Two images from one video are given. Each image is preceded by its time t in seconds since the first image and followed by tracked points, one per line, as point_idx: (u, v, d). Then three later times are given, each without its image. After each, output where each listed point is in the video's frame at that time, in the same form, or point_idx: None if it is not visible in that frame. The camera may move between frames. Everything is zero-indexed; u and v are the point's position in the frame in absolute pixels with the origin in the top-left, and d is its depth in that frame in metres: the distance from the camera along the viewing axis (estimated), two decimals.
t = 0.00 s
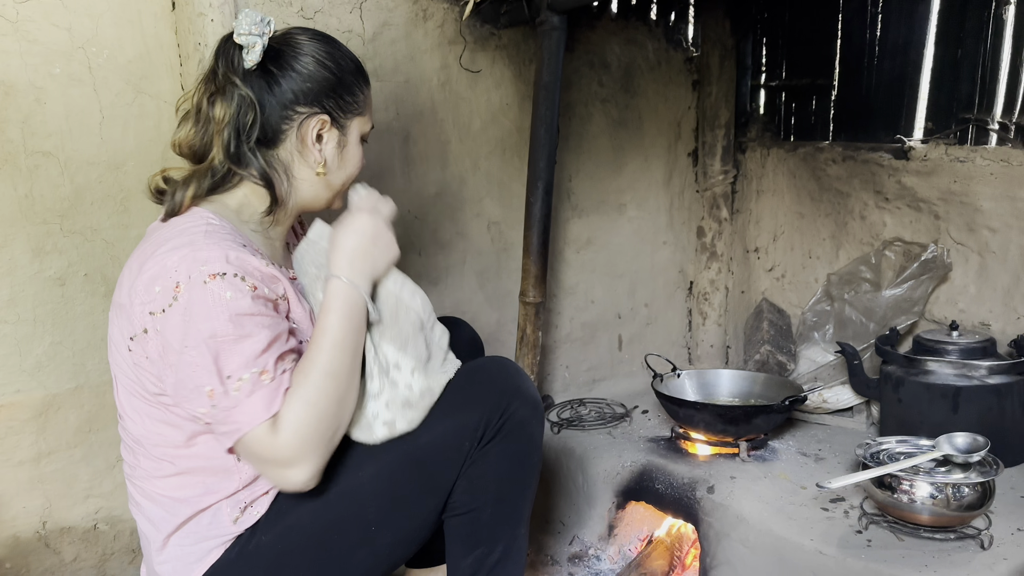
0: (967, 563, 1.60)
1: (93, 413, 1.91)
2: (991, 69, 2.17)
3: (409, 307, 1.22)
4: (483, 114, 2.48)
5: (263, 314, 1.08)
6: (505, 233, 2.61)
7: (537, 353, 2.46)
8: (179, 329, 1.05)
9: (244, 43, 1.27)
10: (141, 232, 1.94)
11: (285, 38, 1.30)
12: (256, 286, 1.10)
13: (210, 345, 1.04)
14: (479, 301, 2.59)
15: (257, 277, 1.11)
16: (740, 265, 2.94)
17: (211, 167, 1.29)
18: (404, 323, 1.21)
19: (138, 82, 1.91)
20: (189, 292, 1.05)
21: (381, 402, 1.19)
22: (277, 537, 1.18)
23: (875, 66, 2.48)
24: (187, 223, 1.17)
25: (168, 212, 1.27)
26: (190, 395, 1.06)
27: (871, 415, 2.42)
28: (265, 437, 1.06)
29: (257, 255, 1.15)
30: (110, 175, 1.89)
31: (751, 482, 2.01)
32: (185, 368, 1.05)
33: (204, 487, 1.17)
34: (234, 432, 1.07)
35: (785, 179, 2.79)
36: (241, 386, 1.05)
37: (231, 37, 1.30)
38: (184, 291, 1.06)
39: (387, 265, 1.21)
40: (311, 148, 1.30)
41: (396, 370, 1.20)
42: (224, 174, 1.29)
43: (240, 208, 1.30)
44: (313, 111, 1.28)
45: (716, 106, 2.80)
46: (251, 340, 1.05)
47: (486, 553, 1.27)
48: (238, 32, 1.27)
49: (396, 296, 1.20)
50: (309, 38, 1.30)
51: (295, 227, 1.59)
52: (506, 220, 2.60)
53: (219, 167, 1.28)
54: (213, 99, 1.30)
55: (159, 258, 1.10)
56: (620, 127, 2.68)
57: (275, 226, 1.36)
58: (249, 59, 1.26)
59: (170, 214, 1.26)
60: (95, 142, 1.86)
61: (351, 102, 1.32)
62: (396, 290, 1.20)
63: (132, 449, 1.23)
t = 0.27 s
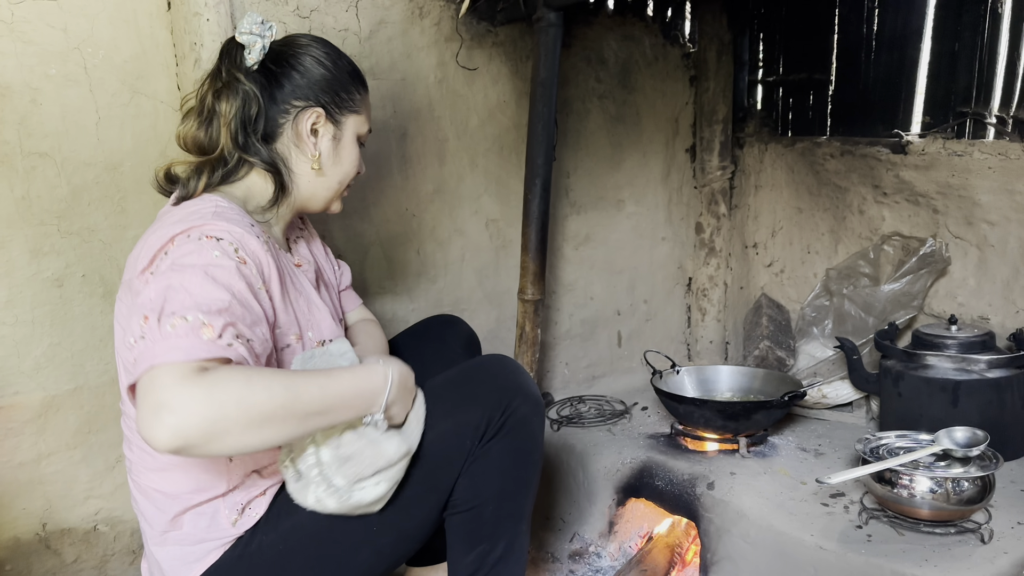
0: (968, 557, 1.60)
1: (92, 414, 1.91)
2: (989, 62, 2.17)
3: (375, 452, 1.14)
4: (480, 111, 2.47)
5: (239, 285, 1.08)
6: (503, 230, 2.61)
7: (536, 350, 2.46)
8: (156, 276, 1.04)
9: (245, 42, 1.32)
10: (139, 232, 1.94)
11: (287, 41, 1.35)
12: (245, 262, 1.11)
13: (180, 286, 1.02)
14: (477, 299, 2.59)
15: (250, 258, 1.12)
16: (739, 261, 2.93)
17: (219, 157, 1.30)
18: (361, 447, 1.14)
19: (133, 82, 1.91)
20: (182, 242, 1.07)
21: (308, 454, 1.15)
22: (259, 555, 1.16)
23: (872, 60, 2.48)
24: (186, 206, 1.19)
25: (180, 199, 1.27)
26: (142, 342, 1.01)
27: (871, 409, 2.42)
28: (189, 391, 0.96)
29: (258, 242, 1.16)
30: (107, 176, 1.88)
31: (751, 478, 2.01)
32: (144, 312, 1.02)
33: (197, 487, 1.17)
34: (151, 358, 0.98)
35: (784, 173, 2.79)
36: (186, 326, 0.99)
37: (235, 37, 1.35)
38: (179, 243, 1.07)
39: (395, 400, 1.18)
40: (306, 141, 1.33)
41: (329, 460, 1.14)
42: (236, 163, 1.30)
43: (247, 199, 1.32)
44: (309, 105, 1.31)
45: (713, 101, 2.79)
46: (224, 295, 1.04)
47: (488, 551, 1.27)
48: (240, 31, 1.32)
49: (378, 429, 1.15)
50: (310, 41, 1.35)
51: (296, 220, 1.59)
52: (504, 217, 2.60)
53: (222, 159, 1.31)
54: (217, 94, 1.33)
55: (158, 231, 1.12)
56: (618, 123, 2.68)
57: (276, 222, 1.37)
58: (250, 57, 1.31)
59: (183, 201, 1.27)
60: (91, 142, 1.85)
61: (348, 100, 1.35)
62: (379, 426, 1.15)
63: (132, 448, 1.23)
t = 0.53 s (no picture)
0: (967, 549, 1.60)
1: (88, 414, 1.90)
2: (985, 53, 2.17)
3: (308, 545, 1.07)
4: (475, 107, 2.46)
5: (230, 260, 1.08)
6: (499, 227, 2.60)
7: (533, 346, 2.45)
8: (151, 247, 1.06)
9: (245, 41, 1.36)
10: (133, 232, 1.93)
11: (288, 40, 1.38)
12: (238, 241, 1.11)
13: (175, 251, 1.03)
14: (474, 295, 2.58)
15: (245, 239, 1.13)
16: (736, 255, 2.92)
17: (216, 151, 1.32)
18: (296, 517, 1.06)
19: (126, 80, 1.90)
20: (179, 220, 1.09)
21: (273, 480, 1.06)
22: (227, 558, 1.14)
23: (867, 52, 2.47)
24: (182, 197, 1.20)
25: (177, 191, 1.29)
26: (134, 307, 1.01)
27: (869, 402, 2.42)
28: (177, 347, 0.95)
29: (252, 226, 1.17)
30: (100, 175, 1.87)
31: (750, 472, 2.01)
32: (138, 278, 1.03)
33: (184, 481, 1.17)
34: (140, 313, 0.97)
35: (779, 168, 2.77)
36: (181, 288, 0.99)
37: (237, 39, 1.39)
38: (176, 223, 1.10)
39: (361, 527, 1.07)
40: (300, 133, 1.33)
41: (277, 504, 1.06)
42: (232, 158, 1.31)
43: (245, 192, 1.32)
44: (303, 99, 1.31)
45: (708, 95, 2.80)
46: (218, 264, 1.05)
47: (480, 553, 1.26)
48: (241, 31, 1.36)
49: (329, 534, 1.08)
50: (310, 41, 1.37)
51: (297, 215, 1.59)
52: (500, 213, 2.59)
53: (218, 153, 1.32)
54: (215, 90, 1.36)
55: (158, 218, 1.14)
56: (613, 118, 2.67)
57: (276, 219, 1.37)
58: (250, 54, 1.35)
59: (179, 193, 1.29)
60: (84, 142, 1.84)
61: (343, 95, 1.34)
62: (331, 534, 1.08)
63: (125, 444, 1.23)
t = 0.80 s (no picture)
0: (965, 538, 1.59)
1: (79, 411, 1.89)
2: (980, 40, 2.15)
3: None
4: (467, 99, 2.44)
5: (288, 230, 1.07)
6: (493, 219, 2.58)
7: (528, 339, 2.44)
8: (203, 259, 1.03)
9: (249, 29, 1.35)
10: (122, 227, 1.91)
11: (292, 30, 1.37)
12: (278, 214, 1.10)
13: (242, 260, 1.01)
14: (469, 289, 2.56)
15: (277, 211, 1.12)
16: (731, 246, 2.90)
17: (214, 142, 1.30)
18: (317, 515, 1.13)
19: (113, 74, 1.87)
20: (219, 220, 1.05)
21: (366, 521, 1.14)
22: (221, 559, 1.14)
23: (862, 40, 2.46)
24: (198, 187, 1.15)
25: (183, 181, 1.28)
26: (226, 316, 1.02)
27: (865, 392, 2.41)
28: (357, 317, 1.02)
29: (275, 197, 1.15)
30: (88, 170, 1.86)
31: (746, 463, 1.99)
32: (215, 291, 1.02)
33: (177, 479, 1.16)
34: (272, 325, 1.00)
35: (775, 157, 2.76)
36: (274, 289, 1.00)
37: (241, 29, 1.38)
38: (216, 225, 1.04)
39: (529, 313, 1.27)
40: (296, 124, 1.30)
41: (334, 553, 1.13)
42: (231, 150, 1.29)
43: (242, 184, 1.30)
44: (302, 89, 1.29)
45: (703, 85, 2.76)
46: (303, 249, 1.06)
47: (468, 557, 1.26)
48: (244, 18, 1.36)
49: None
50: (313, 30, 1.35)
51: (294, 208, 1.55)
52: (494, 206, 2.57)
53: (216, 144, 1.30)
54: (215, 78, 1.34)
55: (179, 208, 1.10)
56: (607, 109, 2.65)
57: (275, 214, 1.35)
58: (252, 42, 1.35)
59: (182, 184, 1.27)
60: (71, 136, 1.82)
61: (343, 86, 1.32)
62: None
63: (122, 438, 1.23)
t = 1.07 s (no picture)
0: (956, 530, 1.57)
1: (62, 408, 1.86)
2: (972, 27, 2.13)
3: None
4: (455, 89, 2.41)
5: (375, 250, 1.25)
6: (482, 211, 2.55)
7: (518, 332, 2.41)
8: (310, 268, 1.15)
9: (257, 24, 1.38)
10: (103, 221, 1.89)
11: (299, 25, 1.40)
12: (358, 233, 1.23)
13: (365, 283, 1.18)
14: (458, 281, 2.54)
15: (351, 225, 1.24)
16: (722, 237, 2.87)
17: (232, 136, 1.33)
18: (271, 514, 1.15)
19: (92, 64, 1.84)
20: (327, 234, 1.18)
21: (320, 521, 1.14)
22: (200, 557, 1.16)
23: (853, 28, 2.43)
24: (279, 188, 1.24)
25: (238, 174, 1.27)
26: (344, 324, 1.17)
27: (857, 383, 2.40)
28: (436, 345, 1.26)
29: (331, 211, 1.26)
30: (68, 162, 1.83)
31: (736, 455, 1.98)
32: (337, 302, 1.16)
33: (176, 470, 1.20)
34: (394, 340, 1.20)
35: (765, 148, 2.73)
36: (396, 308, 1.22)
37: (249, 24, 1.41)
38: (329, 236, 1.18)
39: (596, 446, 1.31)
40: (305, 120, 1.34)
41: (287, 551, 1.13)
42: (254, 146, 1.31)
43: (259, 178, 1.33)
44: (310, 83, 1.33)
45: (694, 74, 2.75)
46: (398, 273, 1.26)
47: (449, 568, 1.25)
48: (253, 13, 1.39)
49: None
50: (320, 25, 1.38)
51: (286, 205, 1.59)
52: (483, 197, 2.54)
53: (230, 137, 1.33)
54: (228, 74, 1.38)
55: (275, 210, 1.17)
56: (597, 99, 2.62)
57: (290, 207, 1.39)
58: (262, 36, 1.38)
59: (239, 177, 1.27)
60: (51, 128, 1.80)
61: (351, 79, 1.35)
62: None
63: (148, 424, 1.21)
